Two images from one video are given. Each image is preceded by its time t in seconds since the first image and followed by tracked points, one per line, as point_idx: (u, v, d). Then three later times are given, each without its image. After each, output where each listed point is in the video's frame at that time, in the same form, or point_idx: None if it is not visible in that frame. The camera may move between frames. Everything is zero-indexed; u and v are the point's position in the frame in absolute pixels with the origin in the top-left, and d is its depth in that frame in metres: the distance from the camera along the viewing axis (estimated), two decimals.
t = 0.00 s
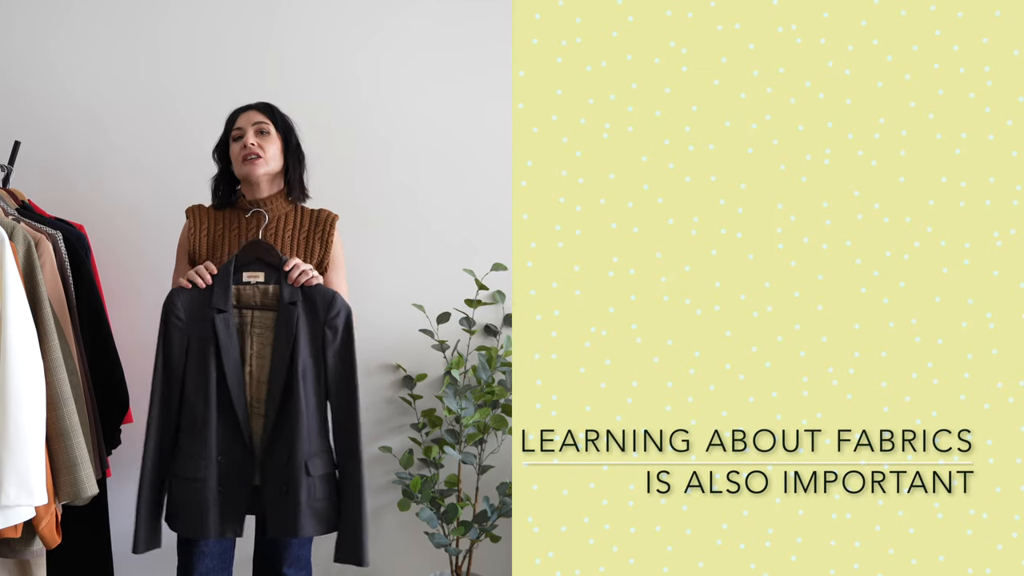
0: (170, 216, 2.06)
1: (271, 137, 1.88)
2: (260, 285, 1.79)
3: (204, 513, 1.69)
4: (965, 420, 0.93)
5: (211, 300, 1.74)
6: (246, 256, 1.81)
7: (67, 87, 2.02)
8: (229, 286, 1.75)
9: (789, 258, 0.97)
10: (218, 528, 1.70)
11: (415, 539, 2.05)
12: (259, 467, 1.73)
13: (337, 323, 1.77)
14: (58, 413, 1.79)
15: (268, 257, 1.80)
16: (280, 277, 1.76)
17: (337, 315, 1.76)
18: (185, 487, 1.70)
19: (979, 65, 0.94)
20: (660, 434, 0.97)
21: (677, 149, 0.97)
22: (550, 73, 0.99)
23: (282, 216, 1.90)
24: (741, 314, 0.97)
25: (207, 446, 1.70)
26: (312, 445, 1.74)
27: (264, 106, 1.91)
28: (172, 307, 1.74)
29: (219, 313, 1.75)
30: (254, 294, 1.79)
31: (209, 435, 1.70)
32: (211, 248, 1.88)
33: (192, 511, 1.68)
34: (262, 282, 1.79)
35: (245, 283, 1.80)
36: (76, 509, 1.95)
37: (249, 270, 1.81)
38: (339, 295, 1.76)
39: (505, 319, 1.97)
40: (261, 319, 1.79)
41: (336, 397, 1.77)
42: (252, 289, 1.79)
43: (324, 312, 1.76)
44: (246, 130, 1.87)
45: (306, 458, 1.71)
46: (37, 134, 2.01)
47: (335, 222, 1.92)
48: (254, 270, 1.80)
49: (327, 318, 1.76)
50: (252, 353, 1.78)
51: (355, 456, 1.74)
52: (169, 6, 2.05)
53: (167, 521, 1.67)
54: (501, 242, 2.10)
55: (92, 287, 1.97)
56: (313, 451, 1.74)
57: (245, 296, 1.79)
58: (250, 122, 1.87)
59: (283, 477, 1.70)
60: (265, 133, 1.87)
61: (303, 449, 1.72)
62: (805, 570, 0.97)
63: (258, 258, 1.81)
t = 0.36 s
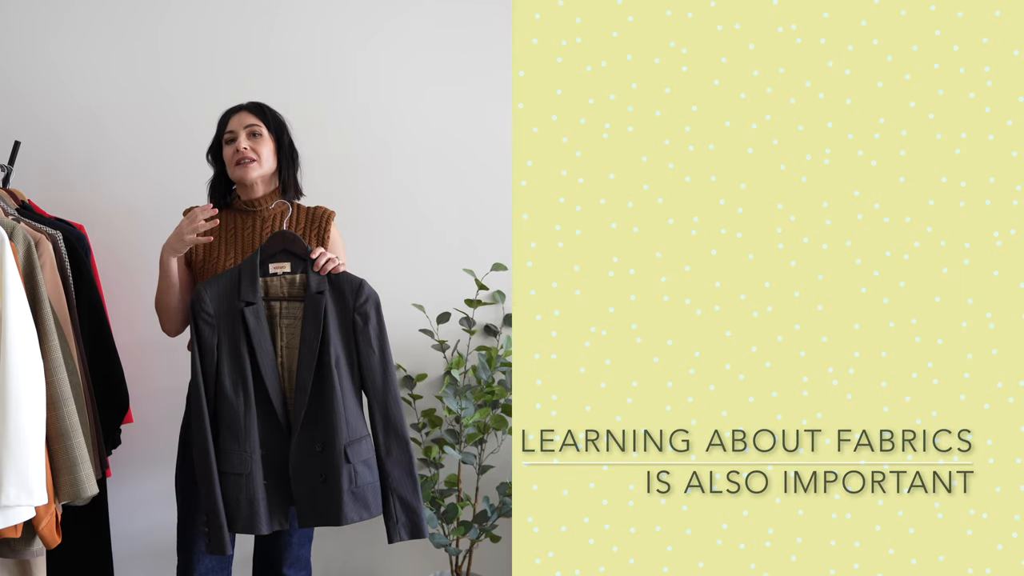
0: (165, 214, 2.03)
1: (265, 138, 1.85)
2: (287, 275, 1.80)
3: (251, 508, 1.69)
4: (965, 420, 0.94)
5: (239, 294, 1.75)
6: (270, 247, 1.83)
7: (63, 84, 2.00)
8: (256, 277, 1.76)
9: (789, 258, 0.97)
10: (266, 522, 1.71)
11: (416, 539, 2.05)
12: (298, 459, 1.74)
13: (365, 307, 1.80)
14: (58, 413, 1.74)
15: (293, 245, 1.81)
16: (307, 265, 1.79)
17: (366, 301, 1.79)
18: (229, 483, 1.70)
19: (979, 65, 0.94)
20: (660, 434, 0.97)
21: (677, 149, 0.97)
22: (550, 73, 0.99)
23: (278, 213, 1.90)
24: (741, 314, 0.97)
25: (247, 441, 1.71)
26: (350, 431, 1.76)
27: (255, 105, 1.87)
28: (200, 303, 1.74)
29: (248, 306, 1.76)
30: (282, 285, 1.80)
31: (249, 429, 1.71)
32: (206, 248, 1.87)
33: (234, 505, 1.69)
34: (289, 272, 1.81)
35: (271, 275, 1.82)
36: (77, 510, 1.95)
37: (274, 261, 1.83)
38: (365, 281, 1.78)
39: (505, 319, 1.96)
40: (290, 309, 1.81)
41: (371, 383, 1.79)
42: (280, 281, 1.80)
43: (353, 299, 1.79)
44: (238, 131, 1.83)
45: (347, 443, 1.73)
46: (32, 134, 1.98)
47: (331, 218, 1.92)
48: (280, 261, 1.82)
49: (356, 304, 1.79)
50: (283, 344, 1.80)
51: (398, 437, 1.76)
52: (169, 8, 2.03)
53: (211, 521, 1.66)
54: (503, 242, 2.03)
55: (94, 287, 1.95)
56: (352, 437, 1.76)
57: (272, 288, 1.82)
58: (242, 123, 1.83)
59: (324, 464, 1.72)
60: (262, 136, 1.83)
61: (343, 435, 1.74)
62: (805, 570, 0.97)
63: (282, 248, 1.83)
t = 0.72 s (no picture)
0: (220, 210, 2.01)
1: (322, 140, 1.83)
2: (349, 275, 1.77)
3: (299, 508, 1.65)
4: None
5: (300, 291, 1.71)
6: (334, 246, 1.78)
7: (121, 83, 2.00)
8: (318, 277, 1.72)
9: (909, 258, 0.95)
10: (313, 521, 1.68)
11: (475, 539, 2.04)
12: (349, 456, 1.73)
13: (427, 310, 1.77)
14: (119, 414, 1.69)
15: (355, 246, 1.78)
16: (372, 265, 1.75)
17: (427, 305, 1.76)
18: (276, 481, 1.66)
19: None
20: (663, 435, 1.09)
21: (798, 149, 0.98)
22: (674, 72, 1.03)
23: (334, 213, 1.87)
24: (862, 314, 0.96)
25: (299, 440, 1.67)
26: (403, 433, 1.73)
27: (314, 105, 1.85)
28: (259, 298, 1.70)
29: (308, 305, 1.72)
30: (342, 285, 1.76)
31: (302, 428, 1.67)
32: (264, 248, 1.87)
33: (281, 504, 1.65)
34: (351, 273, 1.78)
35: (333, 274, 1.77)
36: (137, 510, 1.95)
37: (336, 260, 1.78)
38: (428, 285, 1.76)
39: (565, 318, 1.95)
40: (349, 309, 1.78)
41: (428, 385, 1.78)
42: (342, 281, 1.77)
43: (414, 302, 1.77)
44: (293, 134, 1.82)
45: (400, 445, 1.70)
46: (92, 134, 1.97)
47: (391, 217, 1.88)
48: (342, 260, 1.78)
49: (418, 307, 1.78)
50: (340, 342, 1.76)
51: (452, 441, 1.76)
52: (223, 6, 2.00)
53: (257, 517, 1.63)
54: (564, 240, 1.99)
55: (154, 287, 1.94)
56: (405, 439, 1.73)
57: (332, 287, 1.78)
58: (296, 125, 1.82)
59: (377, 464, 1.71)
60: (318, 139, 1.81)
61: (396, 437, 1.71)
62: (927, 570, 0.95)
63: (345, 248, 1.79)
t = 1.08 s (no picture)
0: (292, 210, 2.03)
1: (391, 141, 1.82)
2: (423, 280, 1.81)
3: (359, 504, 1.73)
4: None
5: (373, 293, 1.76)
6: (410, 248, 1.82)
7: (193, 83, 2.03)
8: (392, 277, 1.78)
9: None
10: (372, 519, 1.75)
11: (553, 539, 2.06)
12: (413, 456, 1.79)
13: (499, 318, 1.81)
14: (195, 412, 1.79)
15: (431, 252, 1.81)
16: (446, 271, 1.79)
17: (498, 314, 1.80)
18: (340, 474, 1.75)
19: None
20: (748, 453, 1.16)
21: (951, 148, 1.00)
22: (826, 71, 1.07)
23: (404, 215, 1.88)
24: (1018, 313, 0.96)
25: (365, 436, 1.74)
26: (467, 439, 1.77)
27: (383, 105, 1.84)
28: (334, 298, 1.77)
29: (381, 307, 1.77)
30: (416, 290, 1.81)
31: (367, 424, 1.74)
32: (333, 247, 1.90)
33: (346, 499, 1.73)
34: (426, 275, 1.82)
35: (408, 276, 1.81)
36: (211, 509, 1.96)
37: (412, 262, 1.82)
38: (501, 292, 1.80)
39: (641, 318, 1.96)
40: (421, 312, 1.83)
41: (495, 393, 1.82)
42: (415, 285, 1.81)
43: (487, 309, 1.80)
44: (363, 135, 1.81)
45: (462, 450, 1.75)
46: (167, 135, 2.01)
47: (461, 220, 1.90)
48: (417, 263, 1.82)
49: (490, 315, 1.80)
50: (411, 345, 1.82)
51: (515, 451, 1.80)
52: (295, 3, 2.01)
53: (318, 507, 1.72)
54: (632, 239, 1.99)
55: (230, 287, 1.97)
56: (468, 446, 1.78)
57: (406, 289, 1.82)
58: (366, 127, 1.81)
59: (439, 468, 1.76)
60: (386, 138, 1.81)
61: (460, 442, 1.76)
62: None
63: (421, 250, 1.82)
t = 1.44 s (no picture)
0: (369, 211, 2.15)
1: (459, 145, 1.80)
2: (496, 291, 1.76)
3: (435, 518, 1.69)
4: None
5: (444, 306, 1.72)
6: (481, 260, 1.77)
7: (270, 87, 2.12)
8: (463, 289, 1.73)
9: None
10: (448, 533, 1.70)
11: (630, 541, 2.13)
12: (487, 472, 1.72)
13: (572, 329, 1.74)
14: (271, 412, 1.77)
15: (503, 263, 1.76)
16: (518, 280, 1.73)
17: (571, 323, 1.73)
18: (415, 490, 1.70)
19: None
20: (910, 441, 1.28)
21: None
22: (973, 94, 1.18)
23: (467, 215, 1.83)
24: None
25: (439, 451, 1.70)
26: (542, 452, 1.70)
27: (452, 106, 1.81)
28: (405, 311, 1.73)
29: (452, 319, 1.72)
30: (488, 300, 1.76)
31: (442, 439, 1.70)
32: (398, 249, 1.87)
33: (422, 513, 1.69)
34: (497, 286, 1.76)
35: (479, 288, 1.76)
36: (287, 508, 1.97)
37: (483, 274, 1.77)
38: (572, 301, 1.74)
39: (718, 318, 2.08)
40: (493, 323, 1.77)
41: (570, 404, 1.74)
42: (488, 295, 1.76)
43: (559, 319, 1.74)
44: (430, 138, 1.79)
45: (537, 463, 1.68)
46: (249, 137, 2.13)
47: (525, 219, 1.84)
48: (488, 273, 1.77)
49: (562, 325, 1.73)
50: (484, 357, 1.76)
51: (593, 461, 1.73)
52: None
53: (394, 523, 1.68)
54: (691, 236, 2.14)
55: (307, 287, 1.97)
56: (543, 458, 1.70)
57: (478, 301, 1.76)
58: (433, 129, 1.78)
59: (514, 482, 1.69)
60: (452, 141, 1.78)
61: (534, 455, 1.69)
62: None
63: (492, 263, 1.77)
